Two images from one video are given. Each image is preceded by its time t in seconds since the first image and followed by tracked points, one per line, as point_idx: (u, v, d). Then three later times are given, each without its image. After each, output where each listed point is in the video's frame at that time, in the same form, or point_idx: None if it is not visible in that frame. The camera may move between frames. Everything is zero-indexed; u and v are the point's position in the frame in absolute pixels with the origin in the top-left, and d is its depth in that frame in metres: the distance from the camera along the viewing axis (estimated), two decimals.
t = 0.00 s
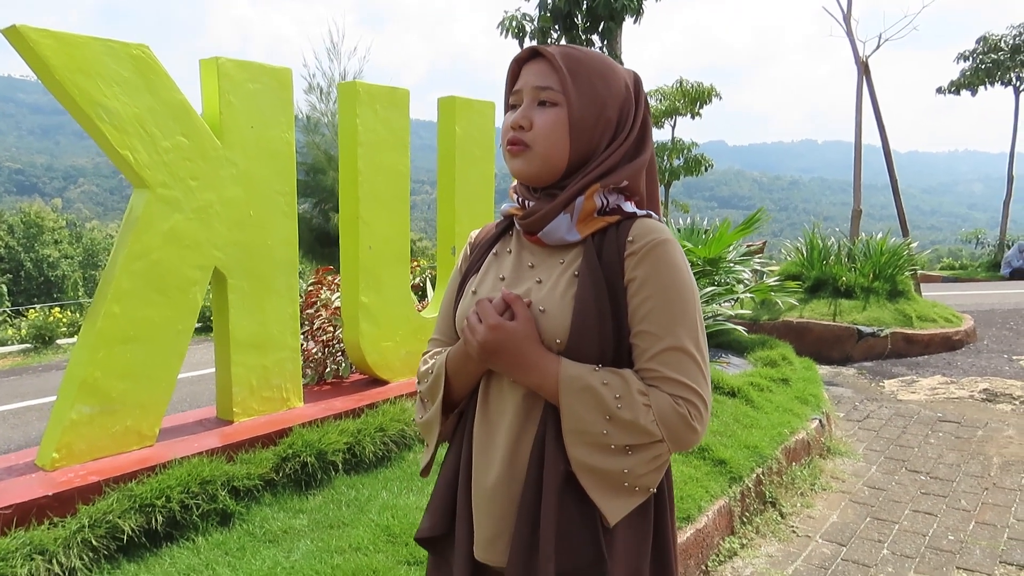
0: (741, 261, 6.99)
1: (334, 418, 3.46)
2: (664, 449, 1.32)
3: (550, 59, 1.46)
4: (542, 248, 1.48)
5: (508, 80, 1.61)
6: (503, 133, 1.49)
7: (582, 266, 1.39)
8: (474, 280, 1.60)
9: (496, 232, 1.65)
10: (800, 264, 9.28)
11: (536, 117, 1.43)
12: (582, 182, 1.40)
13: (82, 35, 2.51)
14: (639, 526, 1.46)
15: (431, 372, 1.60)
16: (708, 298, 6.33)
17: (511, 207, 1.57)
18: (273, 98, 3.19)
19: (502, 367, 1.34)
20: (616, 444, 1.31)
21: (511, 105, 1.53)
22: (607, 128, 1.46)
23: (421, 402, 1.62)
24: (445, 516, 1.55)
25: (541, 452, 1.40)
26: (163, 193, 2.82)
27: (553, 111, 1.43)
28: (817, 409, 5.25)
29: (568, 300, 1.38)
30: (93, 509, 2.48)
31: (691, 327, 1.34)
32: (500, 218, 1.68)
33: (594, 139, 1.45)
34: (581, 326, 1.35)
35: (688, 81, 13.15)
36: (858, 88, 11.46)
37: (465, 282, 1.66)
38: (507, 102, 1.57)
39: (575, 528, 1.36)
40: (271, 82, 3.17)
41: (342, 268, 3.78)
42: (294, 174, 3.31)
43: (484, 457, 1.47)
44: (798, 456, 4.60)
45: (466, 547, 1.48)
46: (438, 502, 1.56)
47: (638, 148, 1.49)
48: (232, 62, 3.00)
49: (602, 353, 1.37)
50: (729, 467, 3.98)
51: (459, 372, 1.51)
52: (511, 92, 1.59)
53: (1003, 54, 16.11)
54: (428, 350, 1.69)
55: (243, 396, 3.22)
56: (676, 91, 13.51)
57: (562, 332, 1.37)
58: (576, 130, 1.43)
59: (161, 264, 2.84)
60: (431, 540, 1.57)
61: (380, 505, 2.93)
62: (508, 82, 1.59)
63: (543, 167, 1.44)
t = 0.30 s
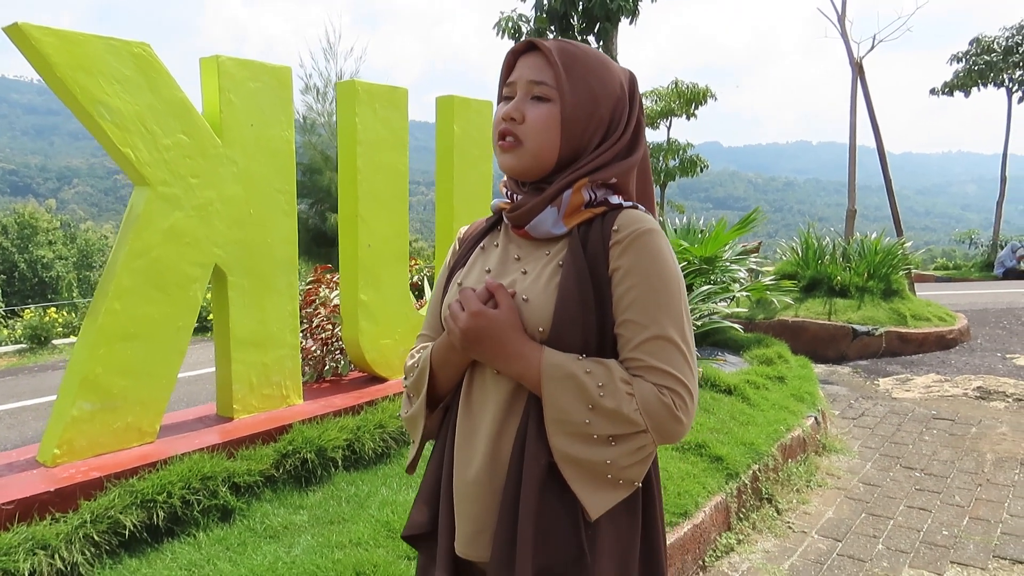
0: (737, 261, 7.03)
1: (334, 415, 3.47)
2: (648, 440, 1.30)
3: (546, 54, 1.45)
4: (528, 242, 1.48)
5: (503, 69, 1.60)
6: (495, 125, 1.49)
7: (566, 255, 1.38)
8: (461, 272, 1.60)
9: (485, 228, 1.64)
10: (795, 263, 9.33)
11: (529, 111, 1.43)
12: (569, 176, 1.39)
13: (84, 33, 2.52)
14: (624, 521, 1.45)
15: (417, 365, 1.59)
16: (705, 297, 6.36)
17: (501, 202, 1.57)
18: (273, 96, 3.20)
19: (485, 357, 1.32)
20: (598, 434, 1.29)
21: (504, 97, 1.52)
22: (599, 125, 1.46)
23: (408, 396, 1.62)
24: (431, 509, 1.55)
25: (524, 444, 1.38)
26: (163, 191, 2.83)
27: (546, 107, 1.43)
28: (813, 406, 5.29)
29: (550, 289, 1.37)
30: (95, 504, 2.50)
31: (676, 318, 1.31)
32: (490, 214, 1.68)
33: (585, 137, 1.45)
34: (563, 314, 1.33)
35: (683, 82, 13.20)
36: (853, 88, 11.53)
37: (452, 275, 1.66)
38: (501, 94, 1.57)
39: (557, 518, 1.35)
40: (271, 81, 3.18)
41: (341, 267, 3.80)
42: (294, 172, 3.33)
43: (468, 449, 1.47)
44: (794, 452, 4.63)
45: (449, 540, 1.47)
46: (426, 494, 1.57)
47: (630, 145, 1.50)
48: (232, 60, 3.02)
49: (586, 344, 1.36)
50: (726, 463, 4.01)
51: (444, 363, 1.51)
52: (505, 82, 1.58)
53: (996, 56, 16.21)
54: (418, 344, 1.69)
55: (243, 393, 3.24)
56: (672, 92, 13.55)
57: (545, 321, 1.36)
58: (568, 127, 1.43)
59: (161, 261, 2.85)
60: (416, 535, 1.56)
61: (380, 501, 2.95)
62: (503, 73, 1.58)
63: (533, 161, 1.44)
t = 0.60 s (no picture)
0: (734, 261, 7.09)
1: (337, 412, 3.51)
2: (639, 442, 1.21)
3: (540, 49, 1.37)
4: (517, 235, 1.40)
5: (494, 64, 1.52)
6: (487, 121, 1.41)
7: (553, 249, 1.29)
8: (449, 267, 1.50)
9: (475, 223, 1.56)
10: (791, 265, 9.40)
11: (522, 109, 1.35)
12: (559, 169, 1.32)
13: (93, 34, 2.56)
14: (618, 526, 1.32)
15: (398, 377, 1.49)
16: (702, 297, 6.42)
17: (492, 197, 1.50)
18: (277, 97, 3.25)
19: (460, 393, 1.21)
20: (590, 448, 1.19)
21: (496, 92, 1.44)
22: (592, 124, 1.39)
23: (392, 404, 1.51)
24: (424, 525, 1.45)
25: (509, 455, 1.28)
26: (170, 190, 2.87)
27: (540, 105, 1.35)
28: (808, 405, 5.35)
29: (537, 283, 1.28)
30: (104, 498, 2.54)
31: (664, 308, 1.22)
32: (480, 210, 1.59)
33: (578, 133, 1.37)
34: (547, 312, 1.24)
35: (679, 84, 13.29)
36: (847, 91, 11.63)
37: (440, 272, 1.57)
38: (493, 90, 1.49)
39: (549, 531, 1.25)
40: (275, 81, 3.23)
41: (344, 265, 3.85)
42: (297, 172, 3.37)
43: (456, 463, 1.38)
44: (790, 450, 4.69)
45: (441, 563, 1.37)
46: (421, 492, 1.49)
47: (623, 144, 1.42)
48: (237, 62, 3.06)
49: (572, 342, 1.26)
50: (723, 460, 4.07)
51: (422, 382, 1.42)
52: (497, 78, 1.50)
53: (989, 59, 16.34)
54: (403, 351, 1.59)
55: (248, 389, 3.28)
56: (667, 95, 13.64)
57: (532, 311, 1.27)
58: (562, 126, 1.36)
59: (168, 259, 2.89)
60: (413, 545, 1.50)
61: (383, 497, 2.99)
62: (495, 68, 1.50)
63: (526, 158, 1.37)
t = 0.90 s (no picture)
0: (738, 262, 7.13)
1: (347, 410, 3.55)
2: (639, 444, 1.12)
3: (538, 42, 1.31)
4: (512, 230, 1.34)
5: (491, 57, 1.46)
6: (483, 115, 1.35)
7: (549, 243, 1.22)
8: (443, 266, 1.38)
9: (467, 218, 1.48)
10: (794, 266, 9.44)
11: (520, 103, 1.29)
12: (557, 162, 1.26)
13: (112, 38, 2.62)
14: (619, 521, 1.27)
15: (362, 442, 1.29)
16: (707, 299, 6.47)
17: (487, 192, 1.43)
18: (290, 100, 3.31)
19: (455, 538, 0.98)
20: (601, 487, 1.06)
21: (493, 87, 1.38)
22: (590, 118, 1.32)
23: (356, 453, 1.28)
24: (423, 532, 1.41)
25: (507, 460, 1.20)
26: (186, 191, 2.93)
27: (539, 99, 1.29)
28: (812, 405, 5.38)
29: (534, 278, 1.22)
30: (122, 493, 2.59)
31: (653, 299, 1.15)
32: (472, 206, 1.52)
33: (575, 128, 1.32)
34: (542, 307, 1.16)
35: (682, 87, 13.35)
36: (850, 94, 11.68)
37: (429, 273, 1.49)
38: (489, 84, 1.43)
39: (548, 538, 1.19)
40: (287, 84, 3.28)
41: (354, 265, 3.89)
42: (310, 174, 3.43)
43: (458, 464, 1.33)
44: (794, 450, 4.73)
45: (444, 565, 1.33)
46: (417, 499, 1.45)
47: (617, 138, 1.35)
48: (251, 65, 3.12)
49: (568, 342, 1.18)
50: (729, 459, 4.10)
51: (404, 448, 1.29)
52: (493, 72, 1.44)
53: (992, 62, 16.38)
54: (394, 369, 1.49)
55: (260, 387, 3.33)
56: (670, 98, 13.69)
57: (528, 307, 1.21)
58: (560, 120, 1.30)
59: (183, 259, 2.94)
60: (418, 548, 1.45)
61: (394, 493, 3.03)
62: (492, 62, 1.44)
63: (523, 153, 1.30)
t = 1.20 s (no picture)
0: (744, 263, 7.15)
1: (359, 409, 3.60)
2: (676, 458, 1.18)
3: (528, 39, 1.32)
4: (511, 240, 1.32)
5: (482, 59, 1.48)
6: (478, 116, 1.36)
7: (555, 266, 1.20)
8: (442, 279, 1.40)
9: (467, 224, 1.48)
10: (800, 267, 9.45)
11: (513, 100, 1.30)
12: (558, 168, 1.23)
13: (132, 44, 2.67)
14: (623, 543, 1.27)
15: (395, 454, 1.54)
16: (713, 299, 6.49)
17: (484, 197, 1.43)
18: (303, 104, 3.36)
19: None
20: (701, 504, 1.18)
21: (485, 88, 1.40)
22: (586, 113, 1.33)
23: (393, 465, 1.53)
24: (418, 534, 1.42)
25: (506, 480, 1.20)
26: (202, 193, 2.98)
27: (531, 95, 1.30)
28: (819, 405, 5.40)
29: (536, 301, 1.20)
30: (141, 490, 2.64)
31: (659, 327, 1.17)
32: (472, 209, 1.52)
33: (570, 125, 1.32)
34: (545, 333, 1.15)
35: (686, 88, 13.37)
36: (855, 95, 11.69)
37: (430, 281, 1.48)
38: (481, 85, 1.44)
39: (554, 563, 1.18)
40: (301, 87, 3.33)
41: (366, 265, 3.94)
42: (322, 176, 3.48)
43: (457, 483, 1.33)
44: (801, 449, 4.76)
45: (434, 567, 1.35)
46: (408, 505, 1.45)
47: (615, 131, 1.35)
48: (265, 69, 3.17)
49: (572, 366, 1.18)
50: (736, 457, 4.13)
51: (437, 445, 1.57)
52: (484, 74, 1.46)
53: (997, 62, 16.36)
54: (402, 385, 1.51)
55: (274, 387, 3.38)
56: (675, 99, 13.71)
57: (529, 333, 1.19)
58: (554, 116, 1.31)
59: (201, 260, 2.99)
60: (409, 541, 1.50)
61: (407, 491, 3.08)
62: (483, 63, 1.46)
63: (519, 152, 1.30)
